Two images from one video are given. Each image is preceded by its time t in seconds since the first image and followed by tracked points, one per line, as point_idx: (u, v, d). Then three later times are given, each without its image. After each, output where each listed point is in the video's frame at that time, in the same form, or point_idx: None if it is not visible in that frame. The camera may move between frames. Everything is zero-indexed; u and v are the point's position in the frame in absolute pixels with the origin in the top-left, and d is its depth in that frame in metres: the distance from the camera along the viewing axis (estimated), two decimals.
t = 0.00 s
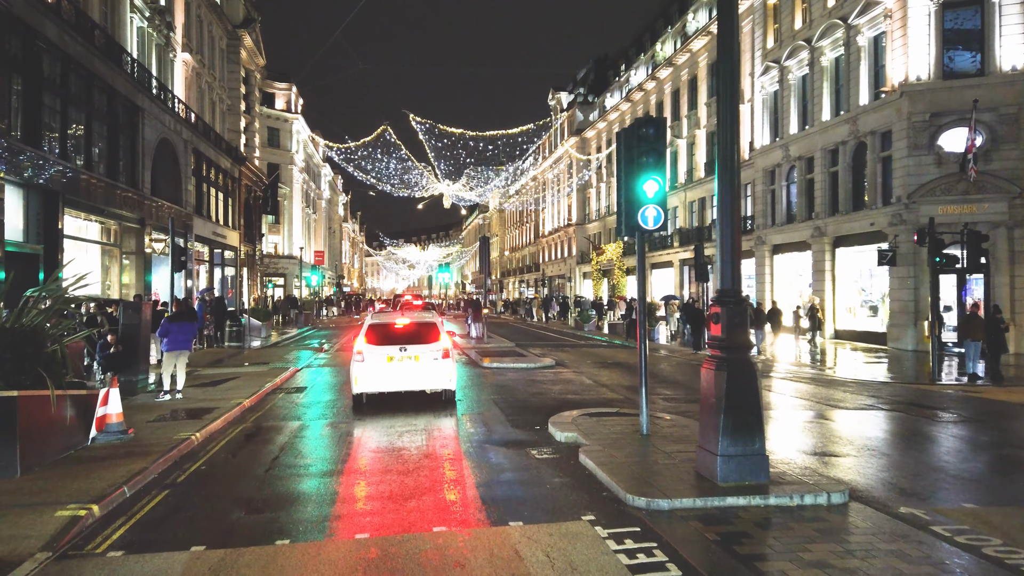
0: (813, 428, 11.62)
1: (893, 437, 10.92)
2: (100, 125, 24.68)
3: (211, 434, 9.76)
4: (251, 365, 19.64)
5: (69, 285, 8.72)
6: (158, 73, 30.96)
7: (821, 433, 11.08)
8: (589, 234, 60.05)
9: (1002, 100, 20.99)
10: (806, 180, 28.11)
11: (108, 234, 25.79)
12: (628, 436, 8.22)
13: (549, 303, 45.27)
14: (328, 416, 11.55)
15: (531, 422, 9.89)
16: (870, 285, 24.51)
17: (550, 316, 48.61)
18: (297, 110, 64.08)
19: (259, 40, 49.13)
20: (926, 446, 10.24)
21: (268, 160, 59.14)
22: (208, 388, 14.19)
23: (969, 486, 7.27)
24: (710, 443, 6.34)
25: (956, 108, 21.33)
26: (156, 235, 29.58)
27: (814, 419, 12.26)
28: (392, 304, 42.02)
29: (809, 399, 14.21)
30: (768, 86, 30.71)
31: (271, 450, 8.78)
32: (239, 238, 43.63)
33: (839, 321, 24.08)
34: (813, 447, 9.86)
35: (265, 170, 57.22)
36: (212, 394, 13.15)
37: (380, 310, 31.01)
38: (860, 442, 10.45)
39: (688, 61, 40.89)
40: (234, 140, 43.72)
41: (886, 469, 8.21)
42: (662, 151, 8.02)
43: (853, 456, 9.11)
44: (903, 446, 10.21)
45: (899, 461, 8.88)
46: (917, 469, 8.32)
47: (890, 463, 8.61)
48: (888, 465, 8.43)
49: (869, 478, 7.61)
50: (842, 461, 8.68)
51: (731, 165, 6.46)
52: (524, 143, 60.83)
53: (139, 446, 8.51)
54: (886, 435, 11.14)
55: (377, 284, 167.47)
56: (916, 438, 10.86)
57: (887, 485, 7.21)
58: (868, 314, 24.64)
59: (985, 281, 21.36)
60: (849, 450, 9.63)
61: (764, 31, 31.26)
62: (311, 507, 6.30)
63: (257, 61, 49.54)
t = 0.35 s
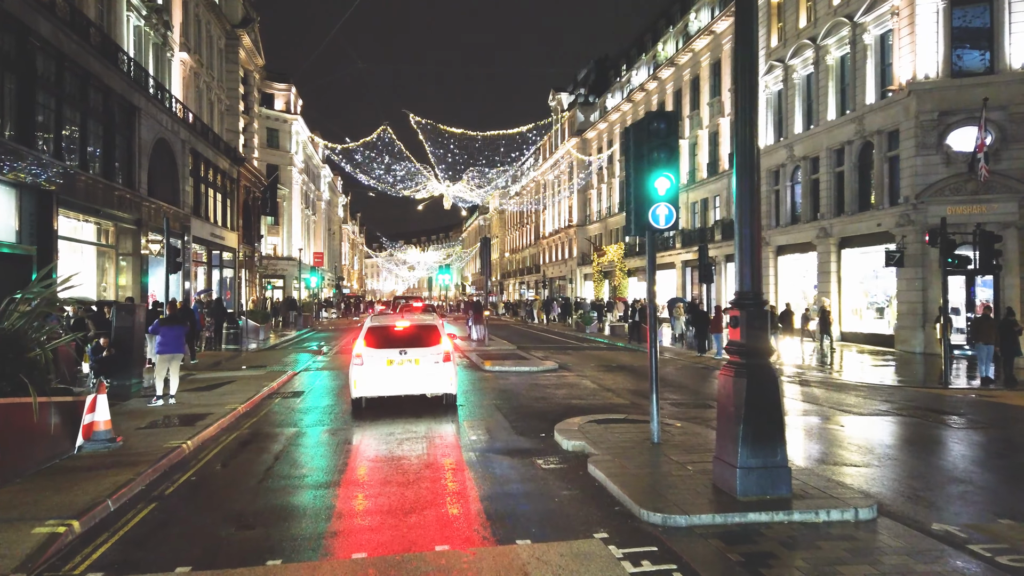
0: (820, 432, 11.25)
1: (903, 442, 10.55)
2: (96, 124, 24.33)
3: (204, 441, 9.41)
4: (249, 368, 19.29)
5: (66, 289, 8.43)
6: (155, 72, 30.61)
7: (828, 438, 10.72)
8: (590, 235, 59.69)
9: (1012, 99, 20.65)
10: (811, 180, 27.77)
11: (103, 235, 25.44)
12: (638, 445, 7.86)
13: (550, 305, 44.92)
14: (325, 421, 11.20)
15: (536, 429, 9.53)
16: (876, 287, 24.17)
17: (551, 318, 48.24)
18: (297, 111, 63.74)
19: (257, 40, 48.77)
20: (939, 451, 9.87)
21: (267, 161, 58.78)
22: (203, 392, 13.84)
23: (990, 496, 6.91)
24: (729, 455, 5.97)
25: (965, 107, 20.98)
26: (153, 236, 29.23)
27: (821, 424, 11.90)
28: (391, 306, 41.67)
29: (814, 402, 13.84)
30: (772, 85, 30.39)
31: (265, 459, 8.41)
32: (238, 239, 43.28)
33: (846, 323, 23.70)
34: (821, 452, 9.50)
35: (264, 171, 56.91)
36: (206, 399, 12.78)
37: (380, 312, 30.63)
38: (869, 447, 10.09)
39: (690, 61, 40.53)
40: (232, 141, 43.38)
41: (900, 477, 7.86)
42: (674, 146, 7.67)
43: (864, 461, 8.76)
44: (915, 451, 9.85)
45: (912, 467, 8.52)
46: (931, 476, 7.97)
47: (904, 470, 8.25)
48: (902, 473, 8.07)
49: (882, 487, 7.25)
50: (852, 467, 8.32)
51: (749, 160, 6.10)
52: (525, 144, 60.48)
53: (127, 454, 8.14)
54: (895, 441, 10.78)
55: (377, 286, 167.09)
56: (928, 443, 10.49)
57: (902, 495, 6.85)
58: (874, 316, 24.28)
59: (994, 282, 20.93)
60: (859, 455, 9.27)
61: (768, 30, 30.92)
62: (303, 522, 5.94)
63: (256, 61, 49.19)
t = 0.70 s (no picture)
0: (827, 437, 10.92)
1: (912, 446, 10.25)
2: (91, 124, 24.03)
3: (195, 448, 9.07)
4: (247, 371, 18.97)
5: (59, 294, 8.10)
6: (152, 72, 30.30)
7: (837, 443, 10.39)
8: (591, 237, 59.40)
9: (1020, 98, 20.35)
10: (815, 181, 27.48)
11: (100, 237, 25.13)
12: (648, 454, 7.54)
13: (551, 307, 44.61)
14: (322, 426, 10.88)
15: (540, 436, 9.20)
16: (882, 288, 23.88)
17: (552, 320, 47.92)
18: (296, 112, 63.45)
19: (257, 41, 48.47)
20: (952, 457, 9.56)
21: (267, 162, 58.49)
22: (198, 397, 13.51)
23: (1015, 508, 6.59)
24: (748, 466, 5.64)
25: (973, 106, 20.68)
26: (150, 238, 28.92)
27: (826, 428, 11.58)
28: (391, 308, 41.36)
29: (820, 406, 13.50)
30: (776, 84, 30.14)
31: (259, 468, 8.09)
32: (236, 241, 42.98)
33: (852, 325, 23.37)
34: (831, 458, 9.17)
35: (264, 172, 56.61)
36: (201, 404, 12.46)
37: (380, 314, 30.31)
38: (879, 451, 9.77)
39: (692, 61, 40.23)
40: (231, 142, 43.10)
41: (917, 486, 7.53)
42: (686, 142, 7.35)
43: (875, 468, 8.44)
44: (927, 455, 9.55)
45: (927, 474, 8.20)
46: (949, 485, 7.65)
47: (918, 478, 7.94)
48: (918, 481, 7.75)
49: (897, 497, 6.93)
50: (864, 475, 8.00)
51: (768, 155, 5.77)
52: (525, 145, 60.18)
53: (116, 464, 7.81)
54: (904, 445, 10.46)
55: (377, 288, 166.77)
56: (937, 448, 10.19)
57: (923, 507, 6.53)
58: (880, 318, 23.98)
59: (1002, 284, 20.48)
60: (871, 461, 8.93)
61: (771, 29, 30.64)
62: (297, 538, 5.61)
63: (255, 62, 48.91)
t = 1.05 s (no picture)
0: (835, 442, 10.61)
1: (924, 451, 9.94)
2: (87, 124, 23.74)
3: (188, 455, 8.76)
4: (245, 373, 18.68)
5: (52, 299, 7.81)
6: (149, 71, 30.00)
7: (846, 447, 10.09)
8: (592, 238, 59.11)
9: None
10: (820, 181, 27.18)
11: (96, 237, 24.83)
12: (658, 461, 7.23)
13: (551, 309, 44.38)
14: (319, 430, 10.55)
15: (546, 443, 8.91)
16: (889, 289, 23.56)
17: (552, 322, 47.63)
18: (295, 112, 63.17)
19: (256, 40, 48.17)
20: (968, 461, 9.26)
21: (266, 162, 58.20)
22: (194, 400, 13.22)
23: None
24: (768, 477, 5.34)
25: (982, 105, 20.38)
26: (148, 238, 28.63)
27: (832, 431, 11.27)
28: (391, 309, 41.06)
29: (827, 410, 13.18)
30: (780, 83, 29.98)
31: (254, 475, 7.78)
32: (235, 241, 42.68)
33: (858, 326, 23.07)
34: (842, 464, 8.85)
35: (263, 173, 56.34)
36: (195, 408, 12.14)
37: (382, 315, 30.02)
38: (890, 456, 9.45)
39: (694, 61, 39.94)
40: (230, 142, 42.81)
41: (934, 493, 7.22)
42: (698, 137, 7.05)
43: (887, 474, 8.12)
44: (943, 461, 9.24)
45: (944, 482, 7.90)
46: (967, 493, 7.34)
47: (934, 485, 7.62)
48: (935, 489, 7.44)
49: (914, 507, 6.62)
50: (877, 482, 7.68)
51: (789, 147, 5.47)
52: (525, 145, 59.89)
53: (104, 472, 7.51)
54: (914, 449, 10.14)
55: (377, 289, 166.56)
56: (948, 452, 9.88)
57: (943, 518, 6.22)
58: (887, 319, 23.70)
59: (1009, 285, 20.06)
60: (882, 466, 8.62)
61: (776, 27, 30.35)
62: (292, 553, 5.30)
63: (254, 62, 48.63)
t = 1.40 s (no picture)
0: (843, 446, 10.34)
1: (936, 454, 9.68)
2: (84, 123, 23.46)
3: (180, 461, 8.47)
4: (243, 376, 18.40)
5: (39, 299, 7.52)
6: (147, 70, 29.74)
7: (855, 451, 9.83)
8: (592, 238, 58.86)
9: None
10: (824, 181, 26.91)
11: (93, 238, 24.56)
12: (669, 470, 6.94)
13: (552, 310, 44.14)
14: (317, 435, 10.26)
15: (551, 449, 8.64)
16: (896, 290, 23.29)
17: (552, 323, 47.38)
18: (295, 113, 62.90)
19: (254, 40, 47.90)
20: (983, 465, 9.01)
21: (265, 163, 57.93)
22: (189, 404, 12.93)
23: None
24: (788, 488, 5.05)
25: (989, 103, 20.10)
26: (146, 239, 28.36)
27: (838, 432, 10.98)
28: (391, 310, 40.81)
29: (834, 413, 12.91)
30: (783, 83, 29.74)
31: (249, 483, 7.49)
32: (234, 242, 42.42)
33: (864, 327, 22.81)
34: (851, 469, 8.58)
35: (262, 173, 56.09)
36: (190, 412, 11.87)
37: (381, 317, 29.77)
38: (896, 459, 9.16)
39: (696, 60, 39.67)
40: (229, 142, 42.53)
41: (946, 500, 6.93)
42: (710, 132, 6.77)
43: (895, 479, 7.82)
44: (958, 465, 8.98)
45: (960, 487, 7.63)
46: (980, 499, 7.06)
47: (949, 491, 7.35)
48: (947, 495, 7.15)
49: (932, 515, 6.34)
50: (884, 487, 7.38)
51: (811, 139, 5.18)
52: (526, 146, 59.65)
53: (93, 480, 7.22)
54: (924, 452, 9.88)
55: (377, 290, 166.34)
56: (961, 456, 9.63)
57: (960, 528, 5.93)
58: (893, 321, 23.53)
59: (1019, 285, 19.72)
60: (888, 470, 8.32)
61: (779, 26, 30.07)
62: (287, 568, 5.03)
63: (253, 61, 48.37)
